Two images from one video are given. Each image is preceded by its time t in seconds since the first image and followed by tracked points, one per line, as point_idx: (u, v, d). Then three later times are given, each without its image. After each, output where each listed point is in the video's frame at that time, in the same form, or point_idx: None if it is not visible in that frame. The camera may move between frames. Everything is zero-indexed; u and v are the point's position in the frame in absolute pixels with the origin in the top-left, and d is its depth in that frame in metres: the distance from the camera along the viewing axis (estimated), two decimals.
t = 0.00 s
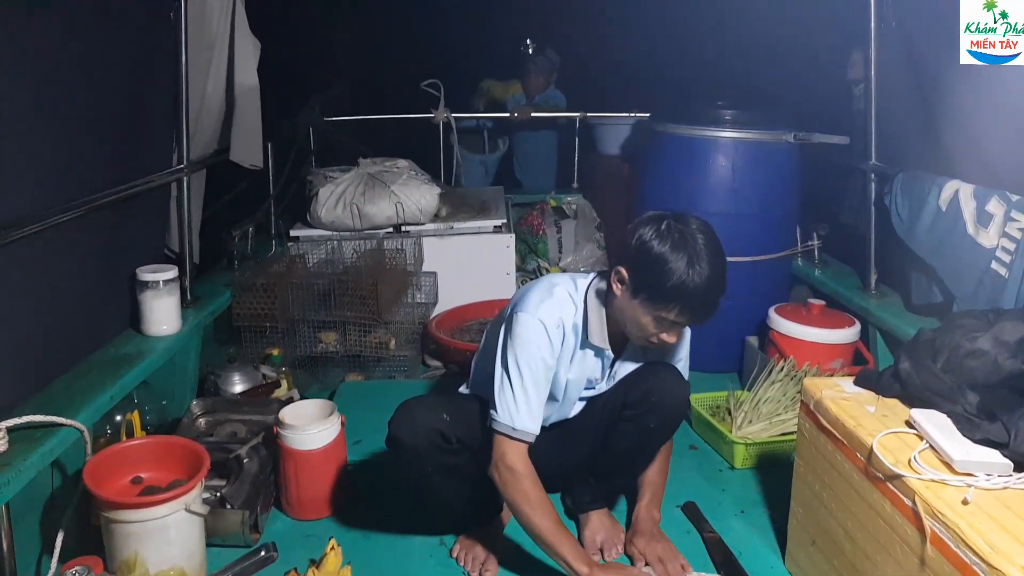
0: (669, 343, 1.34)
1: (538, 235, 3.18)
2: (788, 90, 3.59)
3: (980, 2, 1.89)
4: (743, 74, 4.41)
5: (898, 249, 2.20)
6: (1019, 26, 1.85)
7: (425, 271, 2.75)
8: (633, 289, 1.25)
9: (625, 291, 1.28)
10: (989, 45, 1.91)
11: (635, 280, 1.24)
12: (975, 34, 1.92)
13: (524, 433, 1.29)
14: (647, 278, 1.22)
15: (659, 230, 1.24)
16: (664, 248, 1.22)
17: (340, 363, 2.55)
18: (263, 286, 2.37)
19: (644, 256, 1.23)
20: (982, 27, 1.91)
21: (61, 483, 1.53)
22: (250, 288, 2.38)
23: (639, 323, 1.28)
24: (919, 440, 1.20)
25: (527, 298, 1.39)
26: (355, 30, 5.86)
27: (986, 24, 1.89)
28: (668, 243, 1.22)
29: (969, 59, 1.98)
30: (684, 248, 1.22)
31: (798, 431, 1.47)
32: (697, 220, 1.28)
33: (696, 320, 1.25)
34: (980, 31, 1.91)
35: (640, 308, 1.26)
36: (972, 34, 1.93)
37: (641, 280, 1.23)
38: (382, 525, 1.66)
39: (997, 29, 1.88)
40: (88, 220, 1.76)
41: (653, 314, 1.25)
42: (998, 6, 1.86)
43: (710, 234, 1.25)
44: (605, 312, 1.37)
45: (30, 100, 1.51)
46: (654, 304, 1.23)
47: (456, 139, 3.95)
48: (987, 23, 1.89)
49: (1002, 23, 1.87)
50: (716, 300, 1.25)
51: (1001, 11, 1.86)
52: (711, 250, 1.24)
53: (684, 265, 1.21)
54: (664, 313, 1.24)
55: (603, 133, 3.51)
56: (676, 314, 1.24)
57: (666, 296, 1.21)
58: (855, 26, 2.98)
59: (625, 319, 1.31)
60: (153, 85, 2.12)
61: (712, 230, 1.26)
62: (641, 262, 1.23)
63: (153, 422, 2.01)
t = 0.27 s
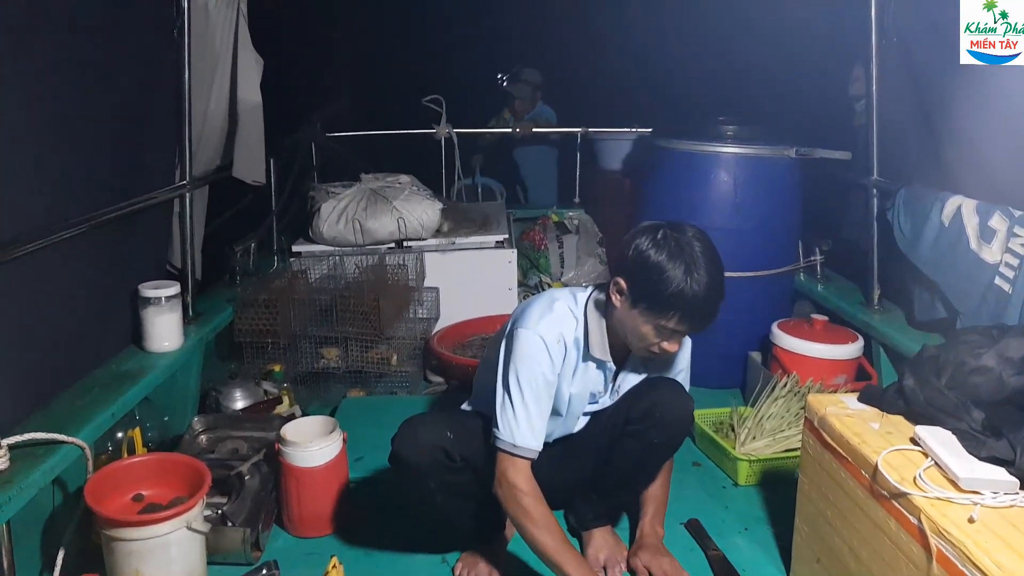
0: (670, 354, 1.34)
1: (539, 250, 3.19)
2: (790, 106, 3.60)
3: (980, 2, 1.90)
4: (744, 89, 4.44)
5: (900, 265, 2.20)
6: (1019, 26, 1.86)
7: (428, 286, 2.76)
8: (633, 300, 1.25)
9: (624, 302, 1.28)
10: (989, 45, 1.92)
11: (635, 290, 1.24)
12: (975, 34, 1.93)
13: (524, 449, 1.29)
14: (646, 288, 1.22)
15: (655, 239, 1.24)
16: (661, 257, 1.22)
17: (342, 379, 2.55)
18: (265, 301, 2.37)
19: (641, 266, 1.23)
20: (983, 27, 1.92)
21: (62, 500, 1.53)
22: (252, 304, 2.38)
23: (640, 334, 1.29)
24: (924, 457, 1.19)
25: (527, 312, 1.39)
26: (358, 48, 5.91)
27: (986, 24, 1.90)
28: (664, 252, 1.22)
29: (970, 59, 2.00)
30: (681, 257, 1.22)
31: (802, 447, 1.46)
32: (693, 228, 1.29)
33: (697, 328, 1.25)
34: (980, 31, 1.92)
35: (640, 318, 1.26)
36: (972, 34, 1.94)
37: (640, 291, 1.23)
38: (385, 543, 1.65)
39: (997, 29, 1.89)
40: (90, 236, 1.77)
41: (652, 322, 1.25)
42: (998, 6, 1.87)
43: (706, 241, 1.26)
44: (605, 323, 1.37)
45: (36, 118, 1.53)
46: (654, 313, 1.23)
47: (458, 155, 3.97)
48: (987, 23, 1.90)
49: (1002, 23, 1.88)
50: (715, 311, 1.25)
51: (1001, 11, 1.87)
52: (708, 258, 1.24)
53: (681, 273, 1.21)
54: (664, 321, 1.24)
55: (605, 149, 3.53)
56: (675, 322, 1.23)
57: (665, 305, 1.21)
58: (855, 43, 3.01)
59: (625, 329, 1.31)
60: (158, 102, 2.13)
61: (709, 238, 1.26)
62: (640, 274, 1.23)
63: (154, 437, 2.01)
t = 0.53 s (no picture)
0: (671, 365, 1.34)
1: (541, 262, 3.19)
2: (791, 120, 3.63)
3: (980, 3, 1.94)
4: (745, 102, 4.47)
5: (901, 278, 2.21)
6: (1019, 26, 1.89)
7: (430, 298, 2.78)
8: (632, 311, 1.26)
9: (623, 314, 1.29)
10: (989, 45, 1.96)
11: (633, 302, 1.25)
12: (975, 34, 1.97)
13: (530, 465, 1.29)
14: (646, 300, 1.23)
15: (653, 251, 1.24)
16: (659, 269, 1.22)
17: (343, 392, 2.55)
18: (268, 314, 2.36)
19: (640, 278, 1.23)
20: (982, 27, 1.95)
21: (64, 514, 1.53)
22: (254, 316, 2.37)
23: (641, 345, 1.29)
24: (926, 471, 1.19)
25: (528, 326, 1.39)
26: (361, 62, 5.96)
27: (987, 24, 1.94)
28: (662, 263, 1.23)
29: (969, 59, 2.04)
30: (679, 268, 1.22)
31: (805, 461, 1.47)
32: (691, 239, 1.29)
33: (697, 340, 1.26)
34: (980, 31, 1.96)
35: (640, 330, 1.26)
36: (972, 34, 1.98)
37: (639, 303, 1.24)
38: (386, 558, 1.65)
39: (997, 29, 1.93)
40: (94, 249, 1.78)
41: (652, 333, 1.25)
42: (998, 6, 1.91)
43: (704, 251, 1.26)
44: (605, 335, 1.37)
45: (41, 132, 1.54)
46: (654, 325, 1.23)
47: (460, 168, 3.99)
48: (987, 23, 1.94)
49: (1002, 23, 1.92)
50: (714, 323, 1.25)
51: (1001, 11, 1.91)
52: (707, 269, 1.24)
53: (679, 284, 1.21)
54: (664, 332, 1.24)
55: (607, 163, 3.54)
56: (675, 333, 1.24)
57: (665, 317, 1.22)
58: (855, 58, 3.03)
59: (627, 342, 1.31)
60: (161, 117, 2.15)
61: (707, 249, 1.27)
62: (639, 286, 1.23)
63: (156, 451, 2.01)
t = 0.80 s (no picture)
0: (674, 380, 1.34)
1: (543, 274, 3.20)
2: (792, 131, 3.63)
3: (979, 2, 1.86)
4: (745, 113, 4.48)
5: (903, 290, 2.21)
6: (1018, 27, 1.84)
7: (431, 311, 2.76)
8: (634, 326, 1.26)
9: (625, 330, 1.29)
10: (989, 46, 1.90)
11: (635, 319, 1.26)
12: (975, 34, 1.90)
13: (532, 480, 1.29)
14: (648, 314, 1.23)
15: (656, 267, 1.25)
16: (661, 284, 1.23)
17: (345, 405, 2.54)
18: (270, 327, 2.37)
19: (642, 293, 1.24)
20: (982, 27, 1.89)
21: (67, 528, 1.53)
22: (257, 329, 2.37)
23: (642, 360, 1.29)
24: (930, 484, 1.19)
25: (529, 340, 1.39)
26: (363, 74, 5.98)
27: (987, 24, 1.87)
28: (664, 279, 1.23)
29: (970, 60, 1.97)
30: (681, 283, 1.23)
31: (808, 474, 1.47)
32: (694, 255, 1.29)
33: (700, 354, 1.26)
34: (980, 31, 1.89)
35: (642, 346, 1.27)
36: (971, 34, 1.91)
37: (640, 317, 1.24)
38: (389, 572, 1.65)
39: (997, 29, 1.86)
40: (97, 264, 1.78)
41: (654, 349, 1.26)
42: (998, 5, 1.83)
43: (706, 267, 1.26)
44: (608, 349, 1.37)
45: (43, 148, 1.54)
46: (655, 339, 1.24)
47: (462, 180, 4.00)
48: (986, 23, 1.87)
49: (1002, 22, 1.86)
50: (717, 338, 1.25)
51: (1001, 11, 1.84)
52: (710, 284, 1.24)
53: (682, 300, 1.21)
54: (666, 347, 1.24)
55: (609, 174, 3.55)
56: (677, 350, 1.24)
57: (667, 332, 1.22)
58: (855, 70, 3.04)
59: (630, 362, 1.32)
60: (166, 132, 2.17)
61: (710, 265, 1.27)
62: (641, 301, 1.24)
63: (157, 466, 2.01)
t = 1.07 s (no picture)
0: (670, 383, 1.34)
1: (544, 283, 3.20)
2: (794, 141, 3.65)
3: (980, 3, 1.98)
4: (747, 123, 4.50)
5: (906, 300, 2.21)
6: (1018, 27, 1.93)
7: (433, 321, 2.77)
8: (628, 329, 1.27)
9: (620, 333, 1.30)
10: (990, 46, 2.00)
11: (628, 322, 1.26)
12: (975, 34, 2.01)
13: (529, 479, 1.33)
14: (640, 317, 1.23)
15: (647, 269, 1.25)
16: (654, 287, 1.23)
17: (347, 415, 2.54)
18: (273, 337, 2.37)
19: (635, 297, 1.24)
20: (982, 27, 1.99)
21: (69, 537, 1.53)
22: (260, 339, 2.37)
23: (639, 363, 1.29)
24: (934, 496, 1.19)
25: (527, 344, 1.40)
26: (366, 85, 6.02)
27: (987, 24, 1.98)
28: (657, 281, 1.24)
29: (969, 59, 2.08)
30: (673, 286, 1.23)
31: (811, 485, 1.46)
32: (687, 258, 1.30)
33: (695, 357, 1.26)
34: (980, 31, 2.00)
35: (635, 349, 1.27)
36: (972, 34, 2.03)
37: (633, 320, 1.25)
38: None
39: (997, 29, 1.96)
40: (102, 274, 1.79)
41: (647, 352, 1.26)
42: (998, 6, 1.95)
43: (699, 269, 1.27)
44: (604, 352, 1.38)
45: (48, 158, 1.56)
46: (649, 342, 1.24)
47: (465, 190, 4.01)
48: (987, 23, 1.98)
49: (1002, 23, 1.96)
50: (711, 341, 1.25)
51: (1000, 11, 1.95)
52: (703, 287, 1.24)
53: (674, 302, 1.22)
54: (659, 350, 1.24)
55: (610, 185, 3.58)
56: (670, 352, 1.24)
57: (659, 334, 1.22)
58: (857, 81, 3.06)
59: (625, 364, 1.33)
60: (170, 143, 2.18)
61: (703, 267, 1.27)
62: (633, 304, 1.24)
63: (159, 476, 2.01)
